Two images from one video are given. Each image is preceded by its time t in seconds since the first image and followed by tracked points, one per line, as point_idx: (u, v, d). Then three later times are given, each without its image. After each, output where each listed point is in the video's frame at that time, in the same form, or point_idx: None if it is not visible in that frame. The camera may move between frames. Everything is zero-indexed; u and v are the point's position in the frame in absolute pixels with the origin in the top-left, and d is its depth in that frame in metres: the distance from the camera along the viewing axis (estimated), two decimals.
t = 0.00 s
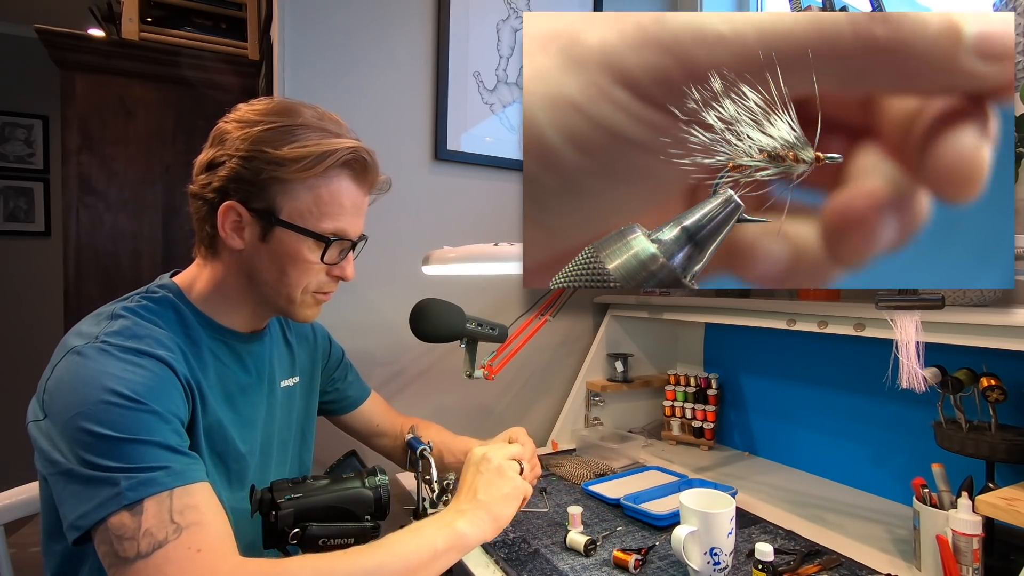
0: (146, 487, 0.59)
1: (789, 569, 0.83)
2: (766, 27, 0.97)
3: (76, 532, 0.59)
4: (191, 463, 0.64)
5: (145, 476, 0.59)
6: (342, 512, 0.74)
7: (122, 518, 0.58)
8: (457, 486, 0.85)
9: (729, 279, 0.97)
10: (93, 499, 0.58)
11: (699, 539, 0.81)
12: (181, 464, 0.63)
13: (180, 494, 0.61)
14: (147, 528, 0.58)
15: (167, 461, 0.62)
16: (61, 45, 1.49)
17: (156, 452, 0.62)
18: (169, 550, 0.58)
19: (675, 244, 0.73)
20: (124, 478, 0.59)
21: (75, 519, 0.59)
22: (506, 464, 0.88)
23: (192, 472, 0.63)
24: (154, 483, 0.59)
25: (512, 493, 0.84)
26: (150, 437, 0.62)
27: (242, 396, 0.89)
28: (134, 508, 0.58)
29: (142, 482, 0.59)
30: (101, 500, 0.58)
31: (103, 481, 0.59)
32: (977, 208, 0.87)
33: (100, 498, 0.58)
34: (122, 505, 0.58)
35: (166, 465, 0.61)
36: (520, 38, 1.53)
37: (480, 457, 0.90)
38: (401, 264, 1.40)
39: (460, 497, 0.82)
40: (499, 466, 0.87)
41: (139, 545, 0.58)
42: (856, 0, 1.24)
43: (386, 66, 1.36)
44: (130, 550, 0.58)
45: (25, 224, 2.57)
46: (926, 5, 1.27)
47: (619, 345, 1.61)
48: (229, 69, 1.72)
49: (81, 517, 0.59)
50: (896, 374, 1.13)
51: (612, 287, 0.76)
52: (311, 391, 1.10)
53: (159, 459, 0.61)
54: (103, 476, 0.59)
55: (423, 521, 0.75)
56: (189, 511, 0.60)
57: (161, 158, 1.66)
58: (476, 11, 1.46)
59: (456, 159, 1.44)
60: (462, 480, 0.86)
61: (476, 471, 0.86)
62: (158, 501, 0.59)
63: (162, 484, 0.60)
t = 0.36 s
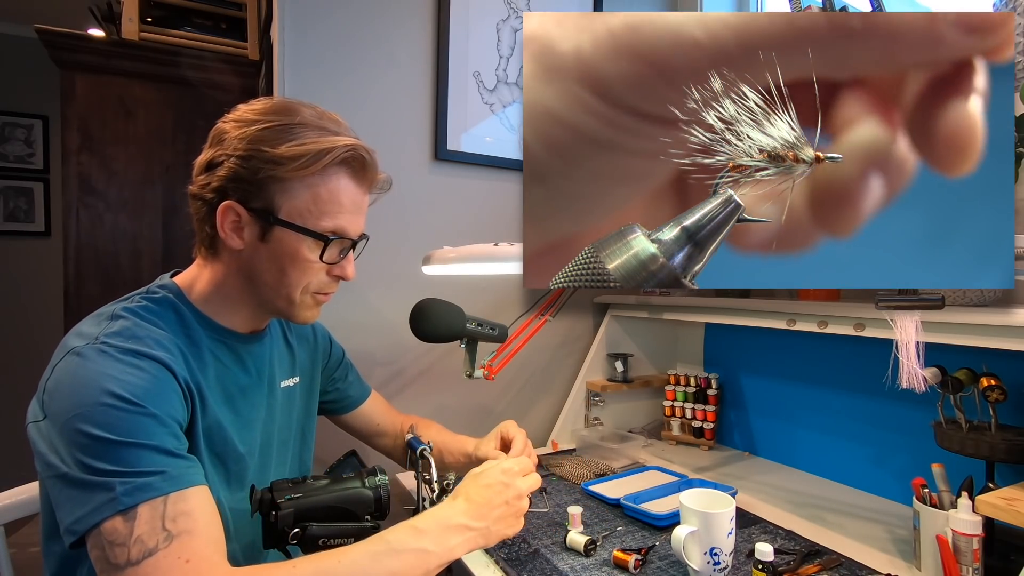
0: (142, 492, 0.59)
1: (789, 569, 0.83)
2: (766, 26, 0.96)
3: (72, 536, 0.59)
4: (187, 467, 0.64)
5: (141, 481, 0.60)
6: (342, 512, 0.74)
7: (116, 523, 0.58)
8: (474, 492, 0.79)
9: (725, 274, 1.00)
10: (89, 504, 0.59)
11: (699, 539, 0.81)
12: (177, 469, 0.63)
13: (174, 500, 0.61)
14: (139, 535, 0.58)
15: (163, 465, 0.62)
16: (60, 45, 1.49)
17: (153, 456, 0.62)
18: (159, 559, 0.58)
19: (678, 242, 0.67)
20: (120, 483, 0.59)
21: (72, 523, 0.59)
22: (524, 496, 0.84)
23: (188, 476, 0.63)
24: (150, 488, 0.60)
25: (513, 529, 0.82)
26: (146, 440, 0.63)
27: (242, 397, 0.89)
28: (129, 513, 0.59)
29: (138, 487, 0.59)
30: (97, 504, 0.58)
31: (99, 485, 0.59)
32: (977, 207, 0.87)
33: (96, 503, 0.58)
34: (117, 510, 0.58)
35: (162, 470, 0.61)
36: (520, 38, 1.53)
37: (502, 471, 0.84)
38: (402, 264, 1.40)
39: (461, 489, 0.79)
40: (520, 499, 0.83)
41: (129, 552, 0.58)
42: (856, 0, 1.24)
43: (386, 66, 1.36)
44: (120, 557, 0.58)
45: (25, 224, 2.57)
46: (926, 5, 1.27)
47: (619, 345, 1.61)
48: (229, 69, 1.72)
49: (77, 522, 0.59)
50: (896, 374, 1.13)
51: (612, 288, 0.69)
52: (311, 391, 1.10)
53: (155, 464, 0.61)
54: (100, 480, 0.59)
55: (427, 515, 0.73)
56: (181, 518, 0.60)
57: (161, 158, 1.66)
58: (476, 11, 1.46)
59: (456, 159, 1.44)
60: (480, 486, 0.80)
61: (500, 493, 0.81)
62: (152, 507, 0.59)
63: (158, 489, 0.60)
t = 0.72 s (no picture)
0: (139, 496, 0.59)
1: (789, 569, 0.83)
2: (766, 26, 0.96)
3: (70, 539, 0.59)
4: (186, 470, 0.64)
5: (139, 485, 0.60)
6: (342, 512, 0.74)
7: (113, 527, 0.58)
8: (471, 496, 0.78)
9: (726, 276, 0.99)
10: (86, 507, 0.59)
11: (699, 539, 0.81)
12: (176, 472, 0.63)
13: (172, 503, 0.61)
14: (135, 539, 0.58)
15: (161, 468, 0.62)
16: (61, 45, 1.49)
17: (151, 459, 0.62)
18: (155, 563, 0.58)
19: (678, 242, 0.67)
20: (118, 486, 0.59)
21: (69, 526, 0.59)
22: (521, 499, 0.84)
23: (186, 479, 0.63)
24: (147, 491, 0.60)
25: (510, 532, 0.82)
26: (144, 443, 0.63)
27: (242, 396, 0.89)
28: (127, 517, 0.59)
29: (135, 490, 0.59)
30: (94, 508, 0.58)
31: (97, 489, 0.59)
32: (977, 206, 0.87)
33: (93, 507, 0.58)
34: (115, 514, 0.58)
35: (160, 473, 0.61)
36: (520, 38, 1.53)
37: (498, 475, 0.83)
38: (402, 265, 1.40)
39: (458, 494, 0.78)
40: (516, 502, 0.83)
41: (126, 556, 0.58)
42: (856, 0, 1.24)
43: (386, 66, 1.36)
44: (117, 560, 0.58)
45: (26, 224, 2.57)
46: (926, 5, 1.26)
47: (619, 345, 1.61)
48: (229, 69, 1.72)
49: (74, 525, 0.59)
50: (896, 374, 1.13)
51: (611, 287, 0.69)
52: (312, 391, 1.10)
53: (153, 467, 0.61)
54: (98, 484, 0.59)
55: (425, 522, 0.73)
56: (178, 523, 0.60)
57: (161, 158, 1.66)
58: (476, 11, 1.46)
59: (456, 159, 1.44)
60: (476, 491, 0.79)
61: (497, 498, 0.80)
62: (150, 510, 0.59)
63: (156, 493, 0.60)
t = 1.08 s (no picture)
0: (123, 513, 0.60)
1: (789, 569, 0.83)
2: (766, 26, 0.96)
3: (60, 551, 0.60)
4: (173, 484, 0.64)
5: (123, 501, 0.60)
6: (342, 512, 0.74)
7: (96, 543, 0.59)
8: (462, 522, 0.73)
9: (728, 275, 0.96)
10: (72, 521, 0.59)
11: (699, 539, 0.81)
12: (162, 487, 0.63)
13: (154, 521, 0.61)
14: (115, 556, 0.59)
15: (148, 483, 0.62)
16: (61, 45, 1.49)
17: (139, 474, 0.62)
18: None
19: (680, 241, 0.69)
20: (102, 503, 0.59)
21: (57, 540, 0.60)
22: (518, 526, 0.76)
23: (173, 495, 0.64)
24: (132, 508, 0.60)
25: (506, 561, 0.75)
26: (134, 455, 0.63)
27: (246, 396, 0.89)
28: (111, 534, 0.59)
29: (119, 507, 0.60)
30: (81, 522, 0.59)
31: (84, 503, 0.59)
32: (977, 205, 0.87)
33: (78, 523, 0.59)
34: (99, 531, 0.59)
35: (146, 489, 0.62)
36: (520, 38, 1.53)
37: (491, 499, 0.75)
38: (402, 264, 1.40)
39: (449, 519, 0.74)
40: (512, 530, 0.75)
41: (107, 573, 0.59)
42: (856, 0, 1.24)
43: (386, 66, 1.36)
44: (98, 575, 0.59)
45: (25, 224, 2.57)
46: (926, 5, 1.27)
47: (619, 344, 1.61)
48: (229, 69, 1.72)
49: (63, 538, 0.59)
50: (896, 374, 1.13)
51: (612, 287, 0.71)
52: (316, 391, 1.10)
53: (140, 481, 0.62)
54: (86, 498, 0.59)
55: (411, 548, 0.70)
56: (158, 541, 0.61)
57: (161, 158, 1.66)
58: (476, 11, 1.46)
59: (455, 158, 1.44)
60: (466, 516, 0.74)
61: (488, 525, 0.73)
62: (131, 528, 0.60)
63: (141, 509, 0.61)
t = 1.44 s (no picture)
0: (138, 518, 0.60)
1: (789, 569, 0.83)
2: (766, 26, 0.96)
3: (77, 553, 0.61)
4: (186, 486, 0.65)
5: (137, 508, 0.61)
6: (342, 512, 0.74)
7: (113, 548, 0.60)
8: (486, 544, 0.62)
9: (725, 277, 0.98)
10: (89, 528, 0.60)
11: (699, 539, 0.81)
12: (174, 491, 0.64)
13: (167, 525, 0.62)
14: (131, 561, 0.60)
15: (162, 487, 0.63)
16: (61, 45, 1.49)
17: (153, 478, 0.63)
18: None
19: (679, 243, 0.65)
20: (119, 509, 0.60)
21: (75, 543, 0.61)
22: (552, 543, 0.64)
23: (186, 497, 0.64)
24: (145, 513, 0.61)
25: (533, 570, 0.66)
26: (147, 460, 0.63)
27: (252, 396, 0.88)
28: (127, 540, 0.60)
29: (134, 513, 0.60)
30: (98, 527, 0.60)
31: (100, 509, 0.60)
32: (977, 205, 0.87)
33: (95, 529, 0.60)
34: (116, 538, 0.60)
35: (158, 493, 0.62)
36: (520, 38, 1.53)
37: (521, 523, 0.61)
38: (402, 264, 1.40)
39: (473, 530, 0.63)
40: (545, 547, 0.64)
41: None
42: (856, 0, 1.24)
43: (386, 66, 1.36)
44: None
45: (26, 224, 2.57)
46: (926, 5, 1.27)
47: (619, 344, 1.61)
48: (229, 69, 1.72)
49: (81, 542, 0.60)
50: (896, 374, 1.13)
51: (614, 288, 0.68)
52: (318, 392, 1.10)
53: (153, 486, 0.62)
54: (102, 504, 0.60)
55: (434, 565, 0.62)
56: (170, 546, 0.61)
57: (162, 158, 1.65)
58: (476, 11, 1.46)
59: (455, 158, 1.44)
60: (492, 535, 0.62)
61: (516, 549, 0.62)
62: (145, 533, 0.61)
63: (154, 514, 0.61)
